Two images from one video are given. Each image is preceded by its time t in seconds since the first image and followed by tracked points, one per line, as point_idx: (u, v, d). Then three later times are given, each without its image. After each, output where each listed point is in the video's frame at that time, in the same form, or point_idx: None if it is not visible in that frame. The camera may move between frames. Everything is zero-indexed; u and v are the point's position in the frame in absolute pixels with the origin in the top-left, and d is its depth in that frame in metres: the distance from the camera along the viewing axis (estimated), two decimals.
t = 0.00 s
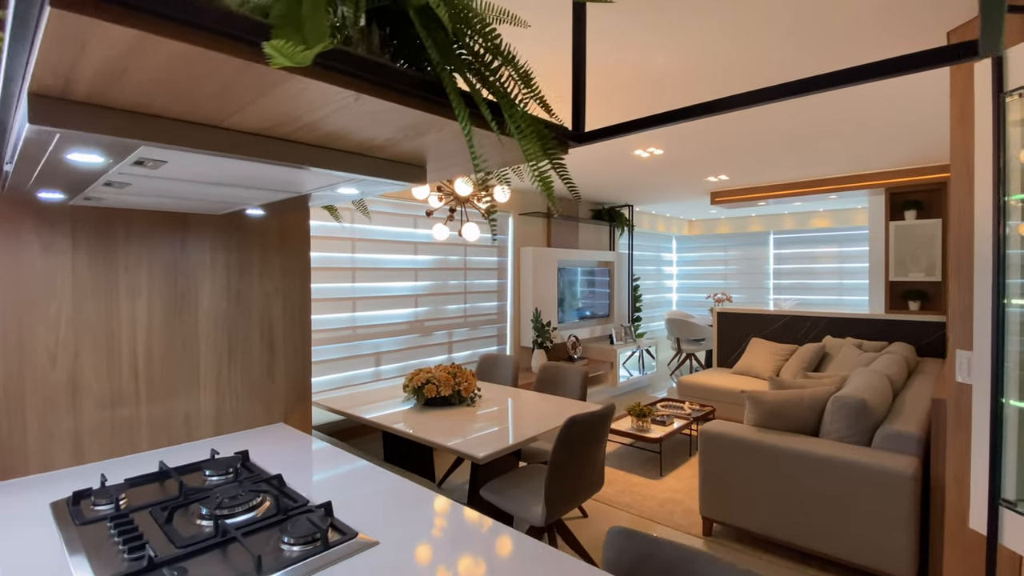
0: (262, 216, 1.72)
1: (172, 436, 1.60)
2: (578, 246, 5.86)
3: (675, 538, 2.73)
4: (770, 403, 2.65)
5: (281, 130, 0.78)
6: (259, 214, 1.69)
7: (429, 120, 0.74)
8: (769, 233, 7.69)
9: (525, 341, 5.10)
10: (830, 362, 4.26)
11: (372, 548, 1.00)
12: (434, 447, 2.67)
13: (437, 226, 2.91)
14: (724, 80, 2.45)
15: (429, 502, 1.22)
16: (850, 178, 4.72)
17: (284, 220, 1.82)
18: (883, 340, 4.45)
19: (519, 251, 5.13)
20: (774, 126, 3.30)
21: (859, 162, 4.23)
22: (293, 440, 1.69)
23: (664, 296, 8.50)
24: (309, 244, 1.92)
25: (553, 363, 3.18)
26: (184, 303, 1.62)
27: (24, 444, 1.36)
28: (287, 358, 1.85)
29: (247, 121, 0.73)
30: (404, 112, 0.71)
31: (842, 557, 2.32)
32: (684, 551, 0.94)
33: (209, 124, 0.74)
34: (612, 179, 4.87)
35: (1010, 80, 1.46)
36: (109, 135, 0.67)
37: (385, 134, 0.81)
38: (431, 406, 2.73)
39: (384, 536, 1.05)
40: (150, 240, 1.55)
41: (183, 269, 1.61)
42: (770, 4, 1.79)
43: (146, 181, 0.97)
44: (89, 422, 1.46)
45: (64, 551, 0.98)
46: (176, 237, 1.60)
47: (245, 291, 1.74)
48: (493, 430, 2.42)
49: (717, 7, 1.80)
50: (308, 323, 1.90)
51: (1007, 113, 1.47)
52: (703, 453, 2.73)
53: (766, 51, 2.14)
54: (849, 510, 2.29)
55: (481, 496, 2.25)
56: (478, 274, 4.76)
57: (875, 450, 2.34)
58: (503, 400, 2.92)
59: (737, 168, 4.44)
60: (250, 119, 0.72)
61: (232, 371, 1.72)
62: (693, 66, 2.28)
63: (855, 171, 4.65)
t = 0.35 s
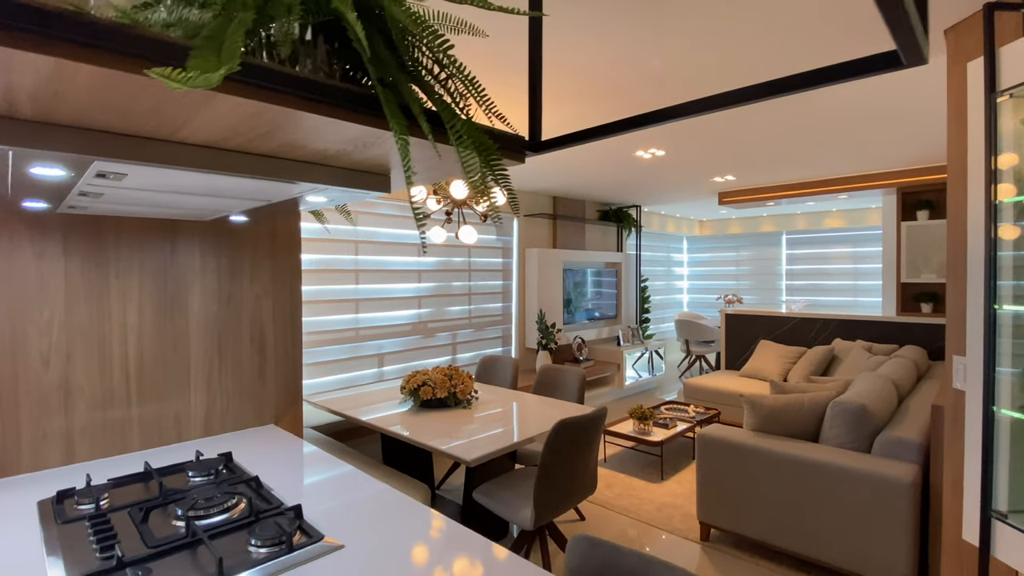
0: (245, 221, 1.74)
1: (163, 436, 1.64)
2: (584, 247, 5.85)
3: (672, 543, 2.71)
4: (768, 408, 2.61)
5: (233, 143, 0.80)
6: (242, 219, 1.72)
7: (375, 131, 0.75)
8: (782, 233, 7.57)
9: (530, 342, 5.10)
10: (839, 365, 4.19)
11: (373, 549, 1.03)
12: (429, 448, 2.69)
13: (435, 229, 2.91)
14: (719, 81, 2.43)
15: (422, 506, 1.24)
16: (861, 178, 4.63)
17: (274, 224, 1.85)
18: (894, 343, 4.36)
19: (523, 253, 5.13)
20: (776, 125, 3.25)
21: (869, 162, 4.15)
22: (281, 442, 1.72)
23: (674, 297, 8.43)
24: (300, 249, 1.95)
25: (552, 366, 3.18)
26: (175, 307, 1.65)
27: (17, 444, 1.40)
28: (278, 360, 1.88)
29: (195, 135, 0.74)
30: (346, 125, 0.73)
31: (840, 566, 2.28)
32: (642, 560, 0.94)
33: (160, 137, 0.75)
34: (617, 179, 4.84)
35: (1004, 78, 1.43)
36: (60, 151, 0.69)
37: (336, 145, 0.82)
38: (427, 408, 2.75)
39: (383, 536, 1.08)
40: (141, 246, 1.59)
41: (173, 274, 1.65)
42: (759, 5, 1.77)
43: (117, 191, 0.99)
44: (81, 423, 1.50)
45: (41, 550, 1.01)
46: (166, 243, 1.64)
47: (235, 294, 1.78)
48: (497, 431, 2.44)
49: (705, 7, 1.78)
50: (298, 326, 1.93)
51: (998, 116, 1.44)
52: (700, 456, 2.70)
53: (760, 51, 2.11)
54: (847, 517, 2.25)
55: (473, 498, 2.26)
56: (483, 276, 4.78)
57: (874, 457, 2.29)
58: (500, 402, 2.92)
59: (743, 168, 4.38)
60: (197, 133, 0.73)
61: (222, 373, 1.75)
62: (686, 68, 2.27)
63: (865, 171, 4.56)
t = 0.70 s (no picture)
0: (227, 225, 1.76)
1: (156, 434, 1.69)
2: (593, 247, 5.82)
3: (670, 548, 2.68)
4: (769, 412, 2.56)
5: (184, 152, 0.81)
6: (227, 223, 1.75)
7: (317, 137, 0.76)
8: (799, 232, 7.42)
9: (538, 343, 5.10)
10: (852, 368, 4.09)
11: (362, 555, 1.04)
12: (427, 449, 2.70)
13: (435, 230, 2.91)
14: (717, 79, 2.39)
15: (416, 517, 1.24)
16: (877, 175, 4.51)
17: (267, 227, 1.88)
18: (911, 345, 4.24)
19: (531, 253, 5.13)
20: (783, 122, 3.19)
21: (884, 159, 4.04)
22: (270, 441, 1.75)
23: (687, 298, 8.33)
24: (293, 251, 1.97)
25: (552, 367, 3.17)
26: (168, 309, 1.70)
27: (13, 441, 1.46)
28: (271, 361, 1.91)
29: (144, 145, 0.76)
30: (289, 134, 0.74)
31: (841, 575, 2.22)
32: (599, 567, 0.93)
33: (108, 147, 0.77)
34: (625, 179, 4.81)
35: (999, 72, 1.41)
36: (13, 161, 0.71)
37: (286, 152, 0.84)
38: (425, 409, 2.76)
39: (369, 541, 1.09)
40: (134, 249, 1.63)
41: (166, 276, 1.69)
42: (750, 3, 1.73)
43: (93, 199, 1.02)
44: (76, 421, 1.55)
45: (22, 544, 1.05)
46: (160, 247, 1.68)
47: (228, 297, 1.81)
48: (508, 431, 2.46)
49: (694, 5, 1.76)
50: (291, 328, 1.96)
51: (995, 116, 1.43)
52: (700, 460, 2.67)
53: (755, 49, 2.07)
54: (848, 525, 2.20)
55: (467, 499, 2.27)
56: (489, 276, 4.79)
57: (876, 464, 2.24)
58: (499, 404, 2.93)
59: (753, 166, 4.31)
60: (144, 144, 0.75)
61: (215, 373, 1.79)
62: (681, 66, 2.24)
63: (882, 168, 4.43)
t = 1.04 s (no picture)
0: (209, 224, 1.75)
1: (146, 433, 1.70)
2: (600, 248, 5.78)
3: (669, 552, 2.64)
4: (770, 416, 2.51)
5: (139, 152, 0.80)
6: (208, 224, 1.74)
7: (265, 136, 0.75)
8: (812, 232, 7.29)
9: (543, 343, 5.07)
10: (863, 371, 4.00)
11: (331, 561, 1.01)
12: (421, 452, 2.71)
13: (433, 230, 2.89)
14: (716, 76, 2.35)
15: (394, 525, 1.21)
16: (890, 173, 4.41)
17: (258, 228, 1.88)
18: (925, 347, 4.13)
19: (536, 253, 5.11)
20: (788, 119, 3.13)
21: (897, 156, 3.95)
22: (259, 440, 1.76)
23: (697, 298, 8.23)
24: (285, 251, 1.97)
25: (551, 368, 3.15)
26: (158, 309, 1.71)
27: (4, 439, 1.48)
28: (261, 361, 1.91)
29: (94, 146, 0.75)
30: (236, 132, 0.73)
31: None
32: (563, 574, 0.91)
33: (60, 147, 0.76)
34: (630, 179, 4.76)
35: (1000, 66, 1.41)
36: None
37: (242, 151, 0.83)
38: (422, 409, 2.76)
39: (342, 547, 1.06)
40: (125, 251, 1.65)
41: (156, 277, 1.71)
42: None
43: (65, 199, 1.03)
44: (66, 419, 1.57)
45: None
46: (150, 248, 1.69)
47: (218, 297, 1.82)
48: (512, 432, 2.46)
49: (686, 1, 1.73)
50: (283, 329, 1.96)
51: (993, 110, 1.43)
52: (699, 463, 2.63)
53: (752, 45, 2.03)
54: (849, 532, 2.14)
55: (461, 501, 2.25)
56: (494, 277, 4.78)
57: (880, 469, 2.18)
58: (497, 405, 2.91)
59: (760, 165, 4.24)
60: (94, 144, 0.74)
61: (206, 373, 1.80)
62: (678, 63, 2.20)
63: (895, 166, 4.33)
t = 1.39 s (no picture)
0: (183, 220, 1.71)
1: (122, 432, 1.67)
2: (600, 246, 5.72)
3: (662, 556, 2.59)
4: (766, 417, 2.45)
5: (75, 141, 0.77)
6: (180, 220, 1.70)
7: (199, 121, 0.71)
8: (818, 230, 7.19)
9: (541, 343, 5.02)
10: (866, 371, 3.92)
11: (286, 568, 0.97)
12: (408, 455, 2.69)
13: (424, 228, 2.83)
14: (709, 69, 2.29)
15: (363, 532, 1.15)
16: (895, 170, 4.33)
17: (239, 223, 1.85)
18: (930, 347, 4.05)
19: (535, 251, 5.06)
20: (787, 114, 3.07)
21: (901, 151, 3.87)
22: (237, 439, 1.73)
23: (701, 297, 8.15)
24: (267, 247, 1.93)
25: (545, 367, 3.10)
26: (135, 306, 1.69)
27: None
28: (242, 359, 1.88)
29: (23, 133, 0.72)
30: (168, 117, 0.69)
31: None
32: None
33: None
34: (630, 176, 4.70)
35: (996, 53, 1.38)
36: None
37: (183, 140, 0.79)
38: (412, 409, 2.73)
39: (300, 555, 1.02)
40: (100, 247, 1.62)
41: (133, 274, 1.68)
42: None
43: (19, 192, 1.00)
44: (40, 417, 1.55)
45: None
46: (126, 245, 1.67)
47: (197, 294, 1.79)
48: (508, 431, 2.43)
49: None
50: (264, 327, 1.93)
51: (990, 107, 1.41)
52: (692, 465, 2.58)
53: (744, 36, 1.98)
54: (844, 537, 2.08)
55: (447, 502, 2.22)
56: (492, 275, 4.74)
57: (877, 473, 2.12)
58: (488, 405, 2.88)
59: (761, 161, 4.17)
60: (22, 130, 0.71)
61: (184, 371, 1.77)
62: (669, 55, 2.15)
63: (900, 163, 4.25)
